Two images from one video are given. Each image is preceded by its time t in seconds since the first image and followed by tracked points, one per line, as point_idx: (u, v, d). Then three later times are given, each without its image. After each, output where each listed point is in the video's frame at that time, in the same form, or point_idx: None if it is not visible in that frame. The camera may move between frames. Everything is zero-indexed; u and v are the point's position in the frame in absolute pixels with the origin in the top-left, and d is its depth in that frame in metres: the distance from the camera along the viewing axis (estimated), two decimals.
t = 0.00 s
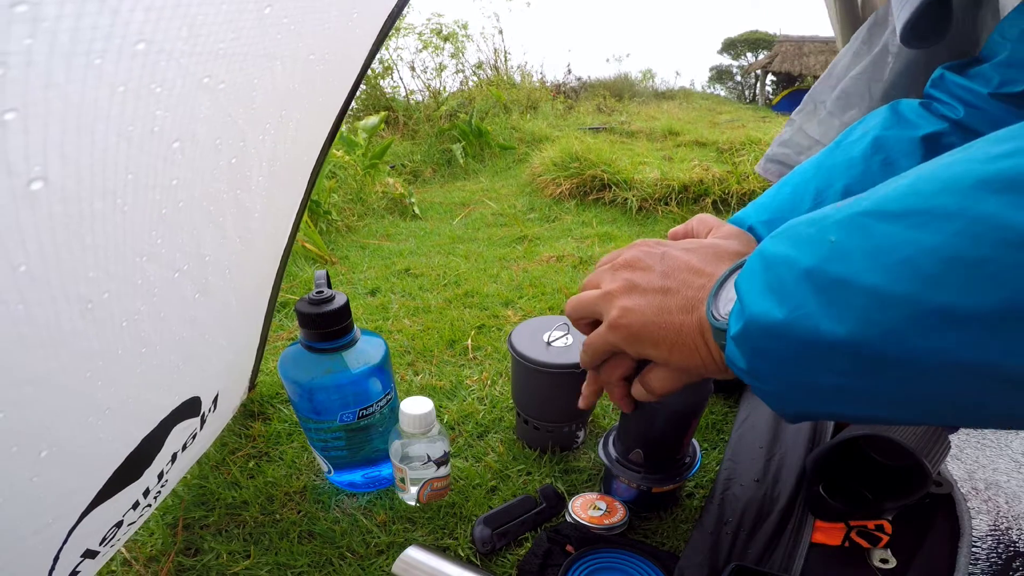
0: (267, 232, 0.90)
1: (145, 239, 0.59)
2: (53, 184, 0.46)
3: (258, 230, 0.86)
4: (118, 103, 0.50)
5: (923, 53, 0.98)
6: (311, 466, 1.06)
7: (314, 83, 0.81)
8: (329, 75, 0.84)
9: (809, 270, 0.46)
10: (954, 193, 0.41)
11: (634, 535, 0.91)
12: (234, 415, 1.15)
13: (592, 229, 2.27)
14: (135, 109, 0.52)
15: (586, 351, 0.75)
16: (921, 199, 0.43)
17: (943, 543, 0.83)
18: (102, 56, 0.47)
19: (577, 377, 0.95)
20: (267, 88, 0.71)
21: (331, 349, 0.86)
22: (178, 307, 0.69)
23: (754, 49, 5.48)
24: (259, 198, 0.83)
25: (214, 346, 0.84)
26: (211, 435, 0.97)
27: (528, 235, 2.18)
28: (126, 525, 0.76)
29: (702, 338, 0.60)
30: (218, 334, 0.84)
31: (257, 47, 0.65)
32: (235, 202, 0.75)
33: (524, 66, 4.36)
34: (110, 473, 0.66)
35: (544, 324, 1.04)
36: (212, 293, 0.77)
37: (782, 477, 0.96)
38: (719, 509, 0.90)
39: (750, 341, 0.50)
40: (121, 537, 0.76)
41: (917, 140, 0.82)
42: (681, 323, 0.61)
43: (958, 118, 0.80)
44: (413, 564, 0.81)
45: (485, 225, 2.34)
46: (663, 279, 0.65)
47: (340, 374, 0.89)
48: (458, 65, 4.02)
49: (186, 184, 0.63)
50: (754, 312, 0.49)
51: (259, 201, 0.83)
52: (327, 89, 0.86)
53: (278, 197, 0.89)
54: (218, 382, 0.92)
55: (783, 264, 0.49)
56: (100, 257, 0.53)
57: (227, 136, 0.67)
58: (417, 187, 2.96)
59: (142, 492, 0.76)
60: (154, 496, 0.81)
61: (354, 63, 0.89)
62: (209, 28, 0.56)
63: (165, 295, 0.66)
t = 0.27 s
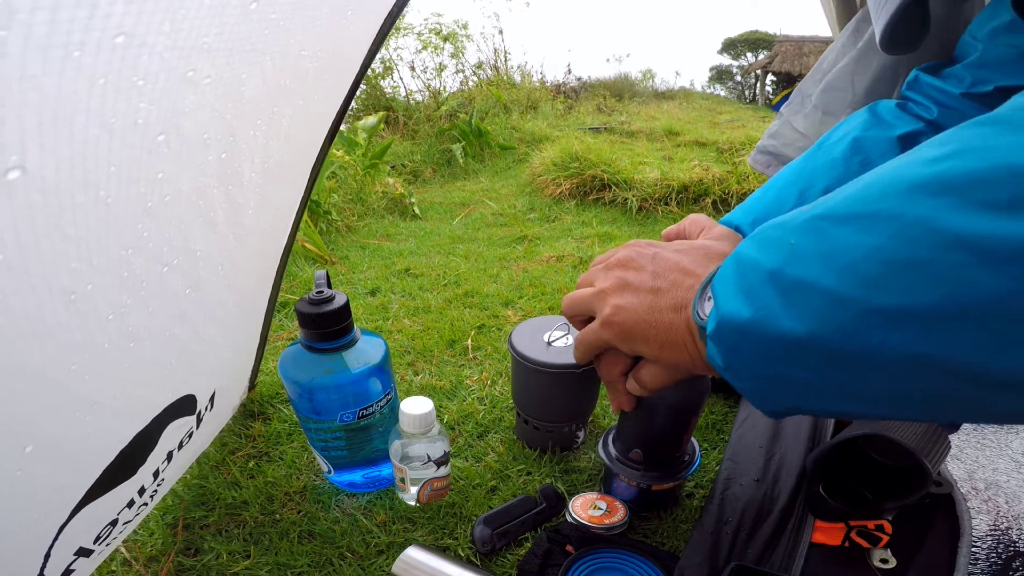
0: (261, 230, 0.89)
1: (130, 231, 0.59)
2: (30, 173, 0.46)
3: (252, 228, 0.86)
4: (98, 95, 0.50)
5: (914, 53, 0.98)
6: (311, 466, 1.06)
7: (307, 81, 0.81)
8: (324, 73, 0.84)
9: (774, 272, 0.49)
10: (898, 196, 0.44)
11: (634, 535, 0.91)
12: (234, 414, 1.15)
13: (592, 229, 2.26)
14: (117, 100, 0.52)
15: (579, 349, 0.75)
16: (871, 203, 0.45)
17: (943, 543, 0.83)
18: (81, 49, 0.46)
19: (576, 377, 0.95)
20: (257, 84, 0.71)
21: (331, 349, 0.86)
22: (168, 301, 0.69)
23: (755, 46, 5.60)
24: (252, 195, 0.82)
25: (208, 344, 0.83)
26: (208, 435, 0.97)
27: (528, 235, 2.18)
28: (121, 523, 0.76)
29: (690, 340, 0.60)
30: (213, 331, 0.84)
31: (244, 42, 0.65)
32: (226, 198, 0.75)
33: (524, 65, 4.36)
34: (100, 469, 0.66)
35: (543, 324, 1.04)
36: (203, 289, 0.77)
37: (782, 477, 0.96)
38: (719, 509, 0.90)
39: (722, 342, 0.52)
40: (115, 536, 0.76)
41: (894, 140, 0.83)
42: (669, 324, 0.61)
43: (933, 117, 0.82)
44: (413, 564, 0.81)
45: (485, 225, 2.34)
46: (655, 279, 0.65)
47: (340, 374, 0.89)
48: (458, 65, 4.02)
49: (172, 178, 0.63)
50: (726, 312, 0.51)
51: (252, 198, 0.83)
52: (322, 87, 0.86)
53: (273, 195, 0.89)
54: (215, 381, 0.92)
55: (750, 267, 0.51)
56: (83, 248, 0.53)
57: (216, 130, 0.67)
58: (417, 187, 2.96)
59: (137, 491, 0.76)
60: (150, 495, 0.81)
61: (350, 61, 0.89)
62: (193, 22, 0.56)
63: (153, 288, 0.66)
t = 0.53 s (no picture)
0: (259, 230, 0.89)
1: (126, 230, 0.59)
2: (25, 173, 0.46)
3: (250, 227, 0.86)
4: (94, 95, 0.49)
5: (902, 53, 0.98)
6: (311, 466, 1.06)
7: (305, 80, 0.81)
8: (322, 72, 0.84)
9: (745, 282, 0.50)
10: (861, 207, 0.45)
11: (634, 535, 0.91)
12: (234, 414, 1.15)
13: (592, 229, 2.26)
14: (112, 100, 0.52)
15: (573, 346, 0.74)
16: (837, 213, 0.46)
17: (943, 543, 0.83)
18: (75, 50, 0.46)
19: (576, 377, 0.95)
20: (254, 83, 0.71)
21: (331, 350, 0.86)
22: (165, 299, 0.69)
23: (755, 47, 5.61)
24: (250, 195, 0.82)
25: (206, 343, 0.83)
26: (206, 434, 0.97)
27: (528, 235, 2.18)
28: (118, 523, 0.76)
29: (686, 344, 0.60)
30: (211, 330, 0.84)
31: (241, 42, 0.65)
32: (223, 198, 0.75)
33: (524, 65, 4.36)
34: (96, 468, 0.66)
35: (544, 324, 1.04)
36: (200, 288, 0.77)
37: (782, 476, 0.96)
38: (719, 509, 0.90)
39: (704, 350, 0.52)
40: (112, 536, 0.76)
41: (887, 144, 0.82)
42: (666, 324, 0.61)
43: (921, 121, 0.81)
44: (413, 564, 0.81)
45: (485, 225, 2.34)
46: (655, 281, 0.64)
47: (340, 375, 0.89)
48: (458, 65, 4.02)
49: (169, 178, 0.63)
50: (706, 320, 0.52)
51: (250, 198, 0.82)
52: (321, 87, 0.86)
53: (271, 195, 0.89)
54: (213, 380, 0.92)
55: (723, 274, 0.52)
56: (78, 247, 0.53)
57: (212, 130, 0.67)
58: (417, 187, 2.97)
59: (133, 490, 0.76)
60: (147, 494, 0.81)
61: (349, 61, 0.89)
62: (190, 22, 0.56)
63: (150, 287, 0.66)
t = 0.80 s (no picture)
0: (264, 232, 0.89)
1: (137, 234, 0.59)
2: (41, 179, 0.46)
3: (255, 229, 0.85)
4: (109, 99, 0.49)
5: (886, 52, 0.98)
6: (312, 466, 1.06)
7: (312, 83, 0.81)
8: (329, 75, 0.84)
9: (730, 285, 0.50)
10: (835, 210, 0.45)
11: (634, 535, 0.91)
12: (234, 414, 1.15)
13: (592, 229, 2.27)
14: (127, 104, 0.52)
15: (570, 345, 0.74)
16: (816, 216, 0.47)
17: (943, 543, 0.83)
18: (93, 55, 0.46)
19: (576, 377, 0.95)
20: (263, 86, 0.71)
21: (331, 349, 0.86)
22: (173, 303, 0.69)
23: (755, 45, 5.75)
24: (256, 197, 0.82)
25: (211, 345, 0.83)
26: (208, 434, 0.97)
27: (528, 235, 2.18)
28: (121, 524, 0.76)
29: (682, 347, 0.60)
30: (216, 331, 0.84)
31: (252, 46, 0.65)
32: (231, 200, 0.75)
33: (524, 65, 4.36)
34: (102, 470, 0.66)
35: (544, 324, 1.04)
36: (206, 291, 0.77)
37: (782, 476, 0.96)
38: (719, 508, 0.90)
39: (700, 354, 0.52)
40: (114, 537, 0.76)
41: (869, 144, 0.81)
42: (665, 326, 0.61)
43: (899, 121, 0.81)
44: (413, 564, 0.81)
45: (484, 225, 2.34)
46: (656, 284, 0.64)
47: (340, 374, 0.89)
48: (458, 65, 4.02)
49: (179, 182, 0.63)
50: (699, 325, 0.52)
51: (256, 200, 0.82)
52: (327, 89, 0.86)
53: (277, 196, 0.89)
54: (216, 381, 0.92)
55: (715, 280, 0.52)
56: (90, 250, 0.53)
57: (222, 133, 0.67)
58: (417, 187, 2.96)
59: (136, 491, 0.76)
60: (149, 495, 0.81)
61: (355, 63, 0.89)
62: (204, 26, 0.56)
63: (159, 291, 0.66)
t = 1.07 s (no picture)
0: (262, 231, 0.90)
1: (126, 227, 0.59)
2: (22, 169, 0.46)
3: (252, 227, 0.86)
4: (93, 91, 0.49)
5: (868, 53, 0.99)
6: (311, 466, 1.06)
7: (309, 81, 0.81)
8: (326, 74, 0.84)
9: (707, 283, 0.51)
10: (782, 208, 0.47)
11: (634, 535, 0.91)
12: (234, 414, 1.15)
13: (592, 229, 2.26)
14: (112, 96, 0.51)
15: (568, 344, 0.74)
16: (769, 214, 0.48)
17: (943, 543, 0.83)
18: (75, 47, 0.46)
19: (576, 377, 0.95)
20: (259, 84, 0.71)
21: (331, 350, 0.86)
22: (165, 298, 0.69)
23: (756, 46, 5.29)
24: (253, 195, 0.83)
25: (207, 343, 0.83)
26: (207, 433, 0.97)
27: (528, 235, 2.18)
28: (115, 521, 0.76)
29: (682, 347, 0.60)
30: (213, 330, 0.84)
31: (245, 43, 0.65)
32: (226, 197, 0.75)
33: (524, 66, 4.36)
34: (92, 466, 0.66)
35: (544, 324, 1.04)
36: (200, 288, 0.77)
37: (782, 475, 0.96)
38: (719, 508, 0.90)
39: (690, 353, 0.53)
40: (109, 533, 0.76)
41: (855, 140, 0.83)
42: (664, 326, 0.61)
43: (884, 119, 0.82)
44: (412, 564, 0.81)
45: (485, 225, 2.34)
46: (652, 283, 0.64)
47: (340, 374, 0.89)
48: (458, 65, 4.02)
49: (169, 176, 0.63)
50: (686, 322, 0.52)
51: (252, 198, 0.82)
52: (325, 88, 0.86)
53: (275, 196, 0.89)
54: (214, 380, 0.92)
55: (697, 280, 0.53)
56: (76, 243, 0.53)
57: (215, 129, 0.67)
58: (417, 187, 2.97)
59: (131, 488, 0.76)
60: (145, 493, 0.81)
61: (353, 62, 0.89)
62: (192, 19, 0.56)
63: (149, 284, 0.65)
